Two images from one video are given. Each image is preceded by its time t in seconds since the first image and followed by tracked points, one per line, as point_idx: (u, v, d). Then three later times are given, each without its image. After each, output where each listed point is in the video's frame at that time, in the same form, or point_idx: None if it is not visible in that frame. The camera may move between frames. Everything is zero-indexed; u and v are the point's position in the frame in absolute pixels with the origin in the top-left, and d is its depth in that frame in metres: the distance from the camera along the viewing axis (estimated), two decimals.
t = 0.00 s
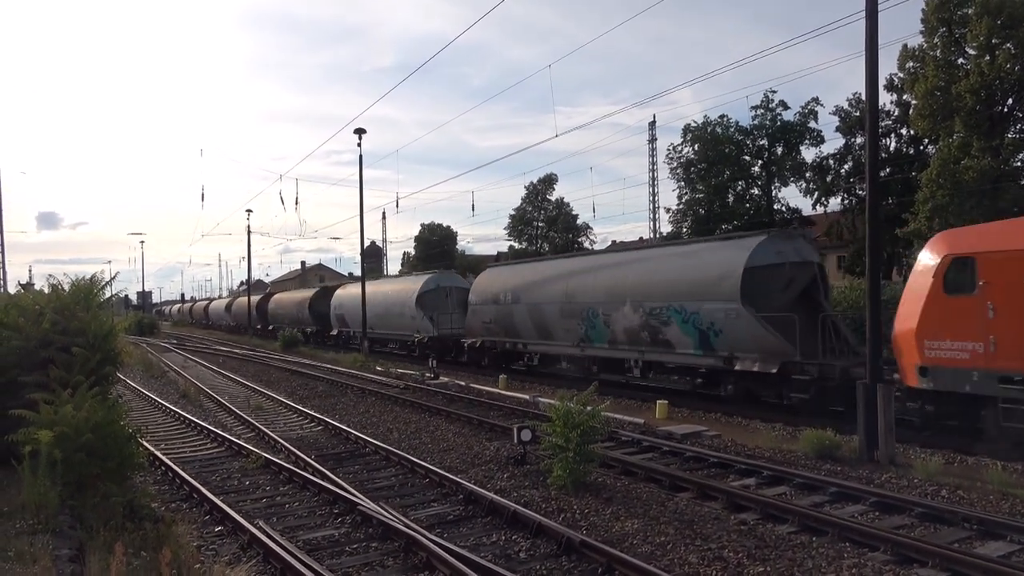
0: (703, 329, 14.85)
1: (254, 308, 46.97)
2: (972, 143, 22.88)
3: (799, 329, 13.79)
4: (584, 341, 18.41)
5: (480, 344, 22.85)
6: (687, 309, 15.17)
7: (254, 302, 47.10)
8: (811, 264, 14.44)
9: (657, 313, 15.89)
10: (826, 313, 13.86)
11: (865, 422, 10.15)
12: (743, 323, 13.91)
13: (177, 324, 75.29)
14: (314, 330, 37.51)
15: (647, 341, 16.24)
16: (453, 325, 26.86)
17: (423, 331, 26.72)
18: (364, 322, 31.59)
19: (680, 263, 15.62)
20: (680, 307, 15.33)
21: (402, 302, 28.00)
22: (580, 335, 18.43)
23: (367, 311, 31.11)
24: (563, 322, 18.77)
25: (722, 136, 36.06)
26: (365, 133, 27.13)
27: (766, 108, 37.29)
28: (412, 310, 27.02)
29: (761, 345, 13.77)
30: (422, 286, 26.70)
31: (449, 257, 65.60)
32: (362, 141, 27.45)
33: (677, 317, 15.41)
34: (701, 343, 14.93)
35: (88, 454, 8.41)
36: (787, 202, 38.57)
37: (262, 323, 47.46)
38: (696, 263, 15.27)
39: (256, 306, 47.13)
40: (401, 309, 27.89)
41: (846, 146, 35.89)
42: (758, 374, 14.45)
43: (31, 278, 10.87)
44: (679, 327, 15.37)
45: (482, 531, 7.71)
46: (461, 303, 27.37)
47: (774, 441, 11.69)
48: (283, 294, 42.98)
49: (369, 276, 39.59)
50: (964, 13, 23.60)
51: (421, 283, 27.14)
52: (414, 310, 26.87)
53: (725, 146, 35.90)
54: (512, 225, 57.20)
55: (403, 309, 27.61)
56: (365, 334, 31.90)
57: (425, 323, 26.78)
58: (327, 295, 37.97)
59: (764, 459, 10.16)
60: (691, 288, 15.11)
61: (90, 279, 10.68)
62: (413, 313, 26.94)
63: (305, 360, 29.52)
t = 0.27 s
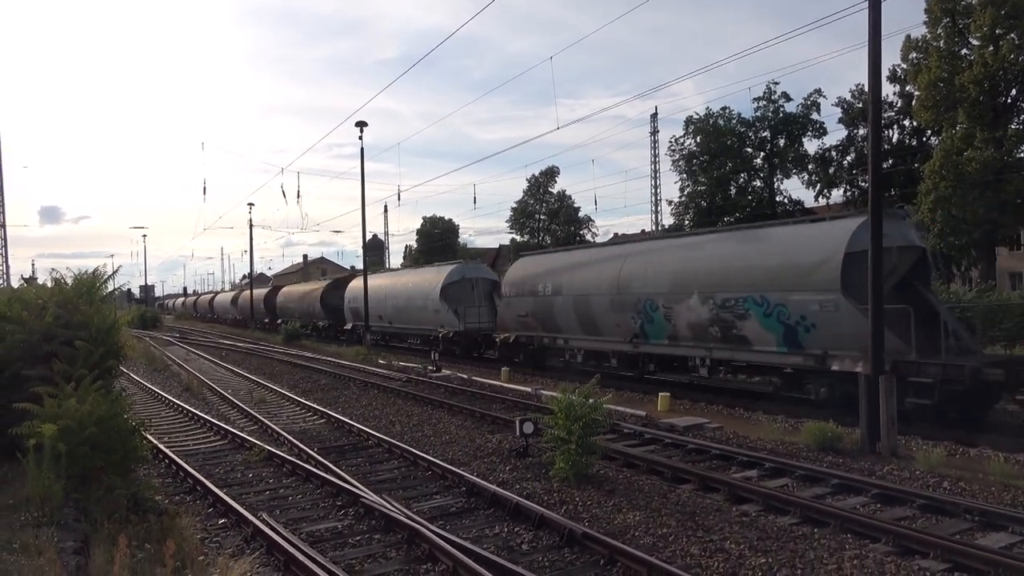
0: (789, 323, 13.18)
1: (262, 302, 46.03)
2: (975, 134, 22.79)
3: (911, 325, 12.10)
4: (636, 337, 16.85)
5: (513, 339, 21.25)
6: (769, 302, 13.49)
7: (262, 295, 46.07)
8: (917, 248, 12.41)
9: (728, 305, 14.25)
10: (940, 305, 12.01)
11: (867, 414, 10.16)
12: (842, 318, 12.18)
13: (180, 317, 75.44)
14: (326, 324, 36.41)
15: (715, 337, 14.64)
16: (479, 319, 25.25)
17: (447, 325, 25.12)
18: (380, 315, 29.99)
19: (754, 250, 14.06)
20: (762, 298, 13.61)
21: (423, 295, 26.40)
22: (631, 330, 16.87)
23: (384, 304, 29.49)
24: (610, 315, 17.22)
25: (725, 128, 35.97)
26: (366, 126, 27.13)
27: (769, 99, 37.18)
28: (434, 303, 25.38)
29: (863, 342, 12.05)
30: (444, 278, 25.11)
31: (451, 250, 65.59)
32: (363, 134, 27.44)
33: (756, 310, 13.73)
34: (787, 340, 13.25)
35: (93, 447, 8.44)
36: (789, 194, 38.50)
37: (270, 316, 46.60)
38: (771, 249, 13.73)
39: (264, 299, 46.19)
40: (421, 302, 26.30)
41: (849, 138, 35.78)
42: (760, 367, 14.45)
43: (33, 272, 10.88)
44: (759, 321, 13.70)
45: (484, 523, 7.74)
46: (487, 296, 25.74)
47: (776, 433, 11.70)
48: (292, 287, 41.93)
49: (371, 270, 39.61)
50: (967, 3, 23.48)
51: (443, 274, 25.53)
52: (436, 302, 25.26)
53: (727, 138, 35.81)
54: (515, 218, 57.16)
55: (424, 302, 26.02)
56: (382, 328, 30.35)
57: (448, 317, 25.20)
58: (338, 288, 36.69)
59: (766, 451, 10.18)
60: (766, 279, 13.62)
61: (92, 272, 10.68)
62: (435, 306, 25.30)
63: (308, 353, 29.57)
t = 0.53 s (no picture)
0: (895, 327, 11.57)
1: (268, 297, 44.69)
2: (977, 135, 22.76)
3: None
4: (697, 338, 15.37)
5: (550, 339, 19.75)
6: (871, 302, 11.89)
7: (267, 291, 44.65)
8: None
9: (816, 305, 12.77)
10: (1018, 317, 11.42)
11: (866, 414, 10.16)
12: (962, 322, 10.58)
13: (180, 313, 75.47)
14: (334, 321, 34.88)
15: (798, 340, 13.12)
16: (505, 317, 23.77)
17: (470, 323, 23.63)
18: (395, 312, 28.45)
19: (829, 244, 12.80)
20: (860, 297, 12.07)
21: (443, 291, 24.89)
22: (692, 332, 15.41)
23: (400, 301, 27.95)
24: (667, 315, 15.78)
25: (726, 126, 35.93)
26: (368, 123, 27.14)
27: (771, 98, 37.14)
28: (457, 300, 23.88)
29: (988, 350, 10.41)
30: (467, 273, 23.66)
31: (451, 247, 65.58)
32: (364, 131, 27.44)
33: (856, 311, 12.13)
34: (892, 346, 11.65)
35: (92, 442, 8.44)
36: (790, 193, 38.47)
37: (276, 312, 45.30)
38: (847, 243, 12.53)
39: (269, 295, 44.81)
40: (442, 299, 24.78)
41: (851, 137, 35.75)
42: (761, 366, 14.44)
43: (34, 266, 10.86)
44: (857, 323, 12.11)
45: (483, 520, 7.75)
46: (513, 293, 24.26)
47: (776, 432, 11.71)
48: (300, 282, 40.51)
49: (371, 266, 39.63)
50: (971, 3, 23.42)
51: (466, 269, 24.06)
52: (459, 299, 23.78)
53: (728, 136, 35.77)
54: (516, 215, 57.14)
55: (445, 298, 24.52)
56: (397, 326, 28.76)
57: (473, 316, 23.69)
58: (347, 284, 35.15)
59: (765, 450, 10.19)
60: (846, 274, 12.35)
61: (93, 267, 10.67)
62: (457, 302, 23.78)
63: (308, 349, 29.59)
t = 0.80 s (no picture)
0: None
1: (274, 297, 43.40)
2: (977, 134, 22.75)
3: None
4: (771, 342, 13.85)
5: (592, 342, 18.23)
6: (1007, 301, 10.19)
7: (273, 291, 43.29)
8: None
9: (929, 305, 11.09)
10: None
11: (866, 413, 10.16)
12: None
13: (180, 311, 75.54)
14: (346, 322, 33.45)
15: (903, 345, 11.47)
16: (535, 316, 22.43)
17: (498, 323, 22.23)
18: (412, 312, 26.98)
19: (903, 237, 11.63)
20: (989, 296, 10.38)
21: (467, 289, 23.45)
22: (767, 334, 13.86)
23: (417, 301, 26.48)
24: (735, 316, 14.29)
25: (726, 125, 35.92)
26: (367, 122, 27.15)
27: (771, 97, 37.12)
28: (483, 298, 22.47)
29: None
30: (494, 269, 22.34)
31: (451, 245, 65.59)
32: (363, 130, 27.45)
33: (982, 311, 10.46)
34: None
35: (93, 440, 8.44)
36: (790, 192, 38.47)
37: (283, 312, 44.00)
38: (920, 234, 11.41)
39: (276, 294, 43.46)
40: (466, 297, 23.35)
41: (851, 136, 35.73)
42: (761, 365, 14.45)
43: (34, 265, 10.88)
44: (984, 326, 10.42)
45: (483, 518, 7.76)
46: (543, 291, 22.89)
47: (776, 431, 11.72)
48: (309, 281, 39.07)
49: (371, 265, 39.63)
50: (971, 2, 23.41)
51: (493, 265, 22.69)
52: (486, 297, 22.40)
53: (728, 135, 35.76)
54: (516, 214, 57.13)
55: (470, 297, 23.09)
56: (415, 327, 27.30)
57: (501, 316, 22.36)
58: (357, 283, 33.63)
59: (764, 449, 10.20)
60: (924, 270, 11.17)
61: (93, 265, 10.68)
62: (484, 300, 22.35)
63: (308, 348, 29.61)
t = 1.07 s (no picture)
0: None
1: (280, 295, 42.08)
2: (978, 132, 22.75)
3: None
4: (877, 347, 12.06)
5: (647, 345, 16.54)
6: None
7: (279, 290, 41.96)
8: None
9: None
10: None
11: (865, 412, 10.16)
12: None
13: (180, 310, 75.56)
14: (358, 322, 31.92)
15: None
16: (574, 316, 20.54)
17: (535, 324, 20.44)
18: (436, 312, 25.30)
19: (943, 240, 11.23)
20: None
21: (499, 286, 21.64)
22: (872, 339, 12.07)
23: (442, 301, 24.80)
24: (833, 318, 12.49)
25: (726, 123, 35.89)
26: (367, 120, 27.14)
27: (771, 96, 37.10)
28: (518, 296, 20.69)
29: None
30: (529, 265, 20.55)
31: (451, 244, 65.59)
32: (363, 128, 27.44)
33: None
34: None
35: (93, 439, 8.45)
36: (791, 190, 38.46)
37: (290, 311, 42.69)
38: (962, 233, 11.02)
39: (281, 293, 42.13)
40: (497, 296, 21.59)
41: (851, 135, 35.72)
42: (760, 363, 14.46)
43: (34, 264, 10.88)
44: None
45: (483, 517, 7.76)
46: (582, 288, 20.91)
47: (776, 429, 11.72)
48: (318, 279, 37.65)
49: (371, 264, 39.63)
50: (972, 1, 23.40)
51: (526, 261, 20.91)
52: (520, 296, 20.61)
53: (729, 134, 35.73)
54: (516, 213, 57.12)
55: (502, 294, 21.35)
56: (439, 327, 25.62)
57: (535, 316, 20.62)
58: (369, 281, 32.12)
59: (764, 448, 10.20)
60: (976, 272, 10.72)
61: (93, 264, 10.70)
62: (518, 298, 20.62)
63: (308, 347, 29.61)
